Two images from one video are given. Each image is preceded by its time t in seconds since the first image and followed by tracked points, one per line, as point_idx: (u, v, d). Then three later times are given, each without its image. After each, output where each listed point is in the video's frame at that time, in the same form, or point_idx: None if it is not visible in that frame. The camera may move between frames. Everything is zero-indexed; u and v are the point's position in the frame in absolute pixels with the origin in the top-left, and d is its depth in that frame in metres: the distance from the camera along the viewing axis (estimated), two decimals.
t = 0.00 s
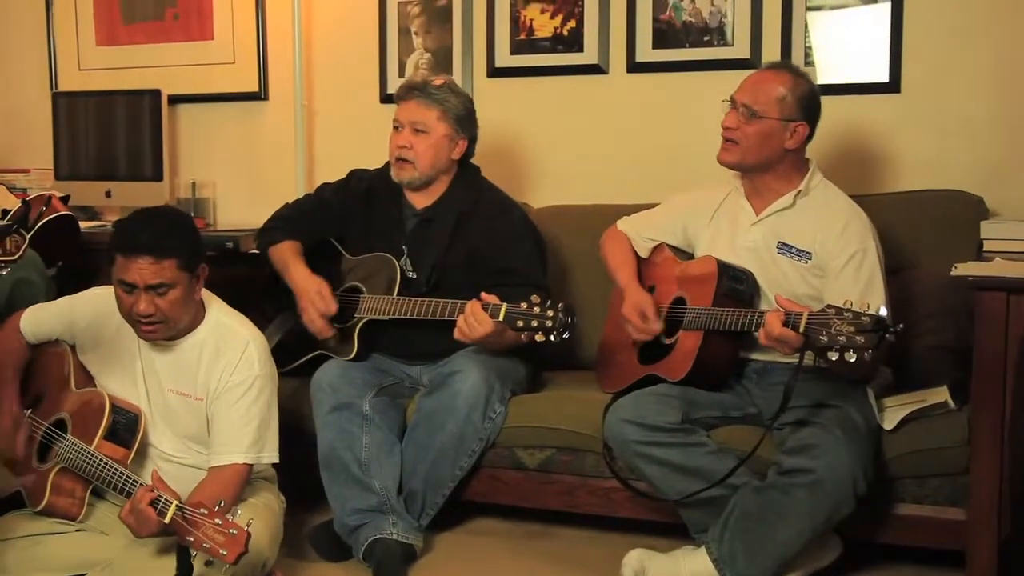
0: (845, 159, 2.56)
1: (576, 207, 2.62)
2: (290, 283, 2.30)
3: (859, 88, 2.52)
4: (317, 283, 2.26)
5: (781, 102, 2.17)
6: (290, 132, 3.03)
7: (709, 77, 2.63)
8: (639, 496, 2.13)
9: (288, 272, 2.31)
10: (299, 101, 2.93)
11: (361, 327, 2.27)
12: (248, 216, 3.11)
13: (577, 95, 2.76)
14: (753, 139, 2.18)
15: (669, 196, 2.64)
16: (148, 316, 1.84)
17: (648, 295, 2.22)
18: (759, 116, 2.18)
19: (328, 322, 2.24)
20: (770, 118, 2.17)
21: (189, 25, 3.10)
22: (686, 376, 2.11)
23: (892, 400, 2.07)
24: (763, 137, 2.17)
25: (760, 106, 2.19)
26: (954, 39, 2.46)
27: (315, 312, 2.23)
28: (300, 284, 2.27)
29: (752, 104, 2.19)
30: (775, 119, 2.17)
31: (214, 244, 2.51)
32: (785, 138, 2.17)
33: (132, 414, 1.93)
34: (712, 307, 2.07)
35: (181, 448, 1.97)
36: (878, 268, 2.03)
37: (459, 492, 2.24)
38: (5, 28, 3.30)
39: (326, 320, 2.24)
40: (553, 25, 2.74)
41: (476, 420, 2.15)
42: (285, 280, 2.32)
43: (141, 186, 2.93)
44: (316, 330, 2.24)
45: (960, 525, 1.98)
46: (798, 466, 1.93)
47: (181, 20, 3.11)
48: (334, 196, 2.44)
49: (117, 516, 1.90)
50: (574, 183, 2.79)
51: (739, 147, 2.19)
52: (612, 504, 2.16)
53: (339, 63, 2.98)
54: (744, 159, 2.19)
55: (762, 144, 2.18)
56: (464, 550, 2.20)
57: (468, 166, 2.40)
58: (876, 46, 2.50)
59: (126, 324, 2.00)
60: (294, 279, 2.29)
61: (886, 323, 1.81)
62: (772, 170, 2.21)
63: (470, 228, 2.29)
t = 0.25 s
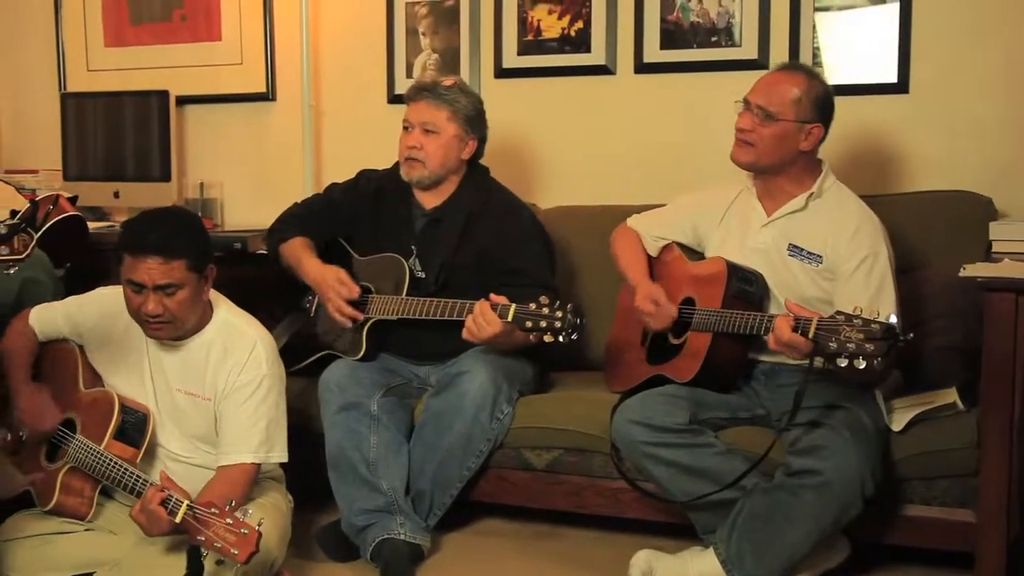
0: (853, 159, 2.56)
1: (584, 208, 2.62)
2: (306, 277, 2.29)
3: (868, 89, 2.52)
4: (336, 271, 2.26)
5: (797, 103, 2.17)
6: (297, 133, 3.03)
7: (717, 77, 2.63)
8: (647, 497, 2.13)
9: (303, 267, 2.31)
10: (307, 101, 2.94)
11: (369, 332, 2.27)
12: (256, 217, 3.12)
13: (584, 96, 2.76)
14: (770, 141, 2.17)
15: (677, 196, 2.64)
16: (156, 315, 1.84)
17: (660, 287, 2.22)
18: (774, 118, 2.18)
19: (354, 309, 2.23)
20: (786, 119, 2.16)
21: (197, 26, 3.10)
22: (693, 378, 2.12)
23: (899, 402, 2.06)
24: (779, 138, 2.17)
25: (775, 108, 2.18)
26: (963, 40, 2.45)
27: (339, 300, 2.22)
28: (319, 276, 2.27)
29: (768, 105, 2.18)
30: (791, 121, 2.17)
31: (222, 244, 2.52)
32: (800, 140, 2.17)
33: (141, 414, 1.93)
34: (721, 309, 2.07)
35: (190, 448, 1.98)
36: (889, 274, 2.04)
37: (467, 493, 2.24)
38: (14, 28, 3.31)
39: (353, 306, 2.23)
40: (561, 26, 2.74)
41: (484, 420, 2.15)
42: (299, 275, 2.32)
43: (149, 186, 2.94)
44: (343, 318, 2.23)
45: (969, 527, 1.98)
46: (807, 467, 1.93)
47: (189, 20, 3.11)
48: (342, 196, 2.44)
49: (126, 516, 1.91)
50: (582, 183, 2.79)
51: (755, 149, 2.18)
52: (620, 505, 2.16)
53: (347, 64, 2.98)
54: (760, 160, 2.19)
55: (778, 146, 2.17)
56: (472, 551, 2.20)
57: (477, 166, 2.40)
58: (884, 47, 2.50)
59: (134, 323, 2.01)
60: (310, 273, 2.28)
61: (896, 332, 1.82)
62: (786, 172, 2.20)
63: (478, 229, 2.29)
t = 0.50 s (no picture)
0: (862, 157, 2.56)
1: (593, 207, 2.62)
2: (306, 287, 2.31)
3: (877, 87, 2.51)
4: (330, 294, 2.26)
5: (808, 104, 2.16)
6: (306, 132, 3.04)
7: (725, 76, 2.62)
8: (656, 495, 2.12)
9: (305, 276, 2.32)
10: (315, 100, 2.94)
11: (379, 325, 2.28)
12: (265, 215, 3.12)
13: (593, 95, 2.75)
14: (781, 142, 2.17)
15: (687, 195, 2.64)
16: (167, 317, 1.85)
17: (657, 307, 2.23)
18: (785, 118, 2.17)
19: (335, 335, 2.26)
20: (798, 120, 2.16)
21: (206, 25, 3.11)
22: (701, 378, 2.12)
23: (908, 400, 2.06)
24: (791, 139, 2.16)
25: (786, 108, 2.17)
26: (973, 38, 2.45)
27: (323, 324, 2.24)
28: (316, 289, 2.28)
29: (778, 106, 2.17)
30: (802, 121, 2.16)
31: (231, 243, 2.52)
32: (812, 140, 2.16)
33: (151, 412, 1.94)
34: (730, 308, 2.07)
35: (200, 447, 1.98)
36: (900, 274, 2.04)
37: (476, 491, 2.24)
38: (25, 28, 3.32)
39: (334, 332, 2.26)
40: (570, 24, 2.74)
41: (492, 419, 2.15)
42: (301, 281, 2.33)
43: (159, 185, 2.94)
44: (323, 340, 2.26)
45: (978, 526, 1.97)
46: (815, 466, 1.93)
47: (199, 19, 3.12)
48: (352, 195, 2.44)
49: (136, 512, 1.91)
50: (591, 182, 2.79)
51: (766, 150, 2.18)
52: (629, 503, 2.16)
53: (356, 63, 2.98)
54: (772, 161, 2.19)
55: (790, 146, 2.17)
56: (480, 549, 2.20)
57: (486, 165, 2.40)
58: (894, 45, 2.49)
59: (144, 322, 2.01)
60: (310, 284, 2.30)
61: (905, 331, 1.81)
62: (797, 172, 2.20)
63: (487, 227, 2.29)
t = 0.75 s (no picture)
0: (872, 156, 2.55)
1: (602, 205, 2.62)
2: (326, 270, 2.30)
3: (886, 85, 2.51)
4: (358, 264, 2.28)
5: (809, 102, 2.16)
6: (314, 130, 3.04)
7: (734, 74, 2.62)
8: (664, 494, 2.12)
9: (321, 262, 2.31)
10: (324, 99, 2.94)
11: (387, 325, 2.28)
12: (274, 214, 3.13)
13: (602, 93, 2.75)
14: (783, 142, 2.16)
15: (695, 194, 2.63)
16: (169, 313, 1.83)
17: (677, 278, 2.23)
18: (787, 117, 2.17)
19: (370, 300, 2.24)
20: (799, 119, 2.16)
21: (215, 24, 3.11)
22: (711, 377, 2.12)
23: (918, 400, 2.07)
24: (793, 138, 2.16)
25: (788, 107, 2.17)
26: (983, 36, 2.44)
27: (358, 288, 2.23)
28: (338, 268, 2.27)
29: (780, 105, 2.17)
30: (804, 120, 2.16)
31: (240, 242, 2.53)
32: (814, 138, 2.16)
33: (159, 411, 1.94)
34: (737, 306, 2.07)
35: (208, 445, 1.99)
36: (905, 271, 2.02)
37: (484, 490, 2.24)
38: (35, 27, 3.33)
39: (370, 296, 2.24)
40: (578, 23, 2.74)
41: (500, 417, 2.15)
42: (319, 268, 2.32)
43: (168, 184, 2.95)
44: (360, 306, 2.23)
45: (988, 526, 1.97)
46: (824, 465, 1.93)
47: (208, 19, 3.12)
48: (360, 194, 2.44)
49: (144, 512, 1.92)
50: (599, 181, 2.78)
51: (769, 149, 2.18)
52: (638, 503, 2.16)
53: (364, 61, 2.98)
54: (773, 160, 2.18)
55: (792, 144, 2.16)
56: (489, 548, 2.20)
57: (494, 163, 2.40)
58: (903, 43, 2.49)
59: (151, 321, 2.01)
60: (330, 266, 2.29)
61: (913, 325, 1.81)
62: (799, 172, 2.20)
63: (495, 226, 2.29)
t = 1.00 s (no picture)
0: (888, 155, 2.54)
1: (617, 204, 2.61)
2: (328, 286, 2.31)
3: (903, 84, 2.50)
4: (354, 293, 2.25)
5: (822, 98, 2.16)
6: (329, 129, 3.05)
7: (750, 73, 2.61)
8: (679, 494, 2.12)
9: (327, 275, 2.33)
10: (339, 99, 2.95)
11: (401, 324, 2.28)
12: (289, 213, 3.13)
13: (616, 92, 2.75)
14: (799, 139, 2.16)
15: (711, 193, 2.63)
16: (189, 314, 1.84)
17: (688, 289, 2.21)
18: (801, 114, 2.16)
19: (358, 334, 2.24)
20: (814, 114, 2.15)
21: (230, 23, 3.12)
22: (726, 376, 2.11)
23: (934, 400, 2.07)
24: (809, 135, 2.16)
25: (800, 104, 2.17)
26: (1000, 33, 2.42)
27: (347, 323, 2.23)
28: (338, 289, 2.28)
29: (793, 102, 2.17)
30: (818, 116, 2.16)
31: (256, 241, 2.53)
32: (829, 133, 2.16)
33: (175, 409, 1.95)
34: (751, 305, 2.07)
35: (224, 444, 1.99)
36: (922, 266, 2.02)
37: (499, 489, 2.25)
38: (52, 27, 3.35)
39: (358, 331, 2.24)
40: (593, 22, 2.73)
41: (515, 416, 2.15)
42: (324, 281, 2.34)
43: (183, 183, 2.96)
44: (348, 339, 2.24)
45: (1006, 527, 1.96)
46: (840, 465, 1.92)
47: (222, 18, 3.13)
48: (376, 193, 2.45)
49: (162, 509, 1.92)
50: (614, 180, 2.78)
51: (785, 148, 2.18)
52: (653, 502, 2.16)
53: (378, 61, 2.98)
54: (791, 159, 2.18)
55: (808, 141, 2.16)
56: (504, 547, 2.20)
57: (509, 163, 2.40)
58: (919, 41, 2.48)
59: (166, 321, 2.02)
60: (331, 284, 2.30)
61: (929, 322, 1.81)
62: (816, 168, 2.19)
63: (510, 225, 2.29)
